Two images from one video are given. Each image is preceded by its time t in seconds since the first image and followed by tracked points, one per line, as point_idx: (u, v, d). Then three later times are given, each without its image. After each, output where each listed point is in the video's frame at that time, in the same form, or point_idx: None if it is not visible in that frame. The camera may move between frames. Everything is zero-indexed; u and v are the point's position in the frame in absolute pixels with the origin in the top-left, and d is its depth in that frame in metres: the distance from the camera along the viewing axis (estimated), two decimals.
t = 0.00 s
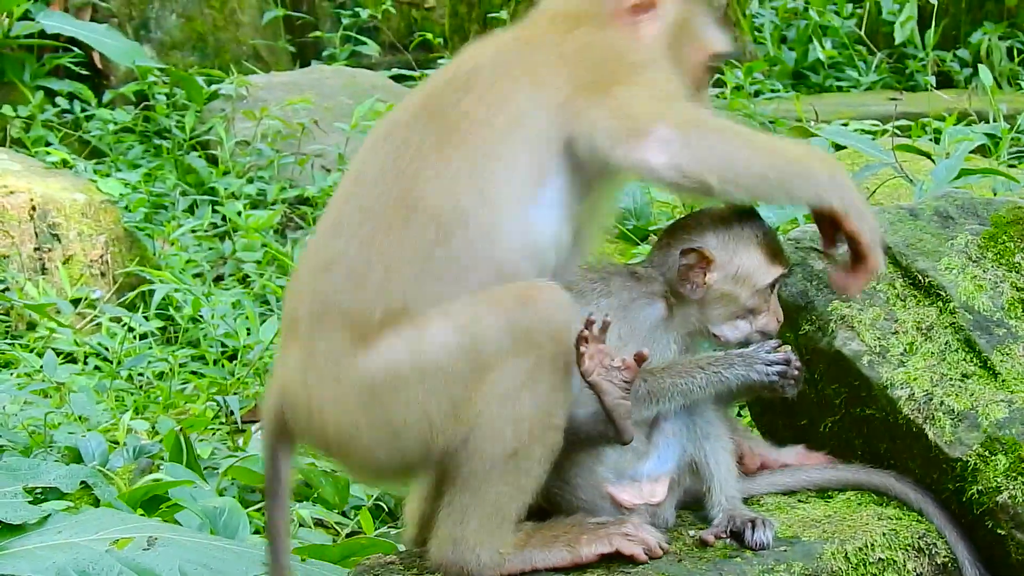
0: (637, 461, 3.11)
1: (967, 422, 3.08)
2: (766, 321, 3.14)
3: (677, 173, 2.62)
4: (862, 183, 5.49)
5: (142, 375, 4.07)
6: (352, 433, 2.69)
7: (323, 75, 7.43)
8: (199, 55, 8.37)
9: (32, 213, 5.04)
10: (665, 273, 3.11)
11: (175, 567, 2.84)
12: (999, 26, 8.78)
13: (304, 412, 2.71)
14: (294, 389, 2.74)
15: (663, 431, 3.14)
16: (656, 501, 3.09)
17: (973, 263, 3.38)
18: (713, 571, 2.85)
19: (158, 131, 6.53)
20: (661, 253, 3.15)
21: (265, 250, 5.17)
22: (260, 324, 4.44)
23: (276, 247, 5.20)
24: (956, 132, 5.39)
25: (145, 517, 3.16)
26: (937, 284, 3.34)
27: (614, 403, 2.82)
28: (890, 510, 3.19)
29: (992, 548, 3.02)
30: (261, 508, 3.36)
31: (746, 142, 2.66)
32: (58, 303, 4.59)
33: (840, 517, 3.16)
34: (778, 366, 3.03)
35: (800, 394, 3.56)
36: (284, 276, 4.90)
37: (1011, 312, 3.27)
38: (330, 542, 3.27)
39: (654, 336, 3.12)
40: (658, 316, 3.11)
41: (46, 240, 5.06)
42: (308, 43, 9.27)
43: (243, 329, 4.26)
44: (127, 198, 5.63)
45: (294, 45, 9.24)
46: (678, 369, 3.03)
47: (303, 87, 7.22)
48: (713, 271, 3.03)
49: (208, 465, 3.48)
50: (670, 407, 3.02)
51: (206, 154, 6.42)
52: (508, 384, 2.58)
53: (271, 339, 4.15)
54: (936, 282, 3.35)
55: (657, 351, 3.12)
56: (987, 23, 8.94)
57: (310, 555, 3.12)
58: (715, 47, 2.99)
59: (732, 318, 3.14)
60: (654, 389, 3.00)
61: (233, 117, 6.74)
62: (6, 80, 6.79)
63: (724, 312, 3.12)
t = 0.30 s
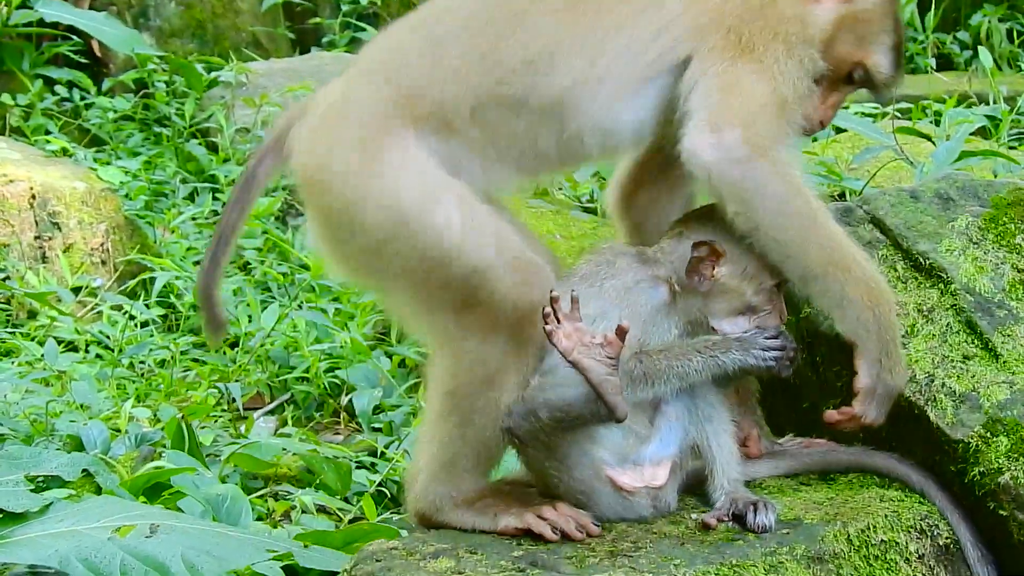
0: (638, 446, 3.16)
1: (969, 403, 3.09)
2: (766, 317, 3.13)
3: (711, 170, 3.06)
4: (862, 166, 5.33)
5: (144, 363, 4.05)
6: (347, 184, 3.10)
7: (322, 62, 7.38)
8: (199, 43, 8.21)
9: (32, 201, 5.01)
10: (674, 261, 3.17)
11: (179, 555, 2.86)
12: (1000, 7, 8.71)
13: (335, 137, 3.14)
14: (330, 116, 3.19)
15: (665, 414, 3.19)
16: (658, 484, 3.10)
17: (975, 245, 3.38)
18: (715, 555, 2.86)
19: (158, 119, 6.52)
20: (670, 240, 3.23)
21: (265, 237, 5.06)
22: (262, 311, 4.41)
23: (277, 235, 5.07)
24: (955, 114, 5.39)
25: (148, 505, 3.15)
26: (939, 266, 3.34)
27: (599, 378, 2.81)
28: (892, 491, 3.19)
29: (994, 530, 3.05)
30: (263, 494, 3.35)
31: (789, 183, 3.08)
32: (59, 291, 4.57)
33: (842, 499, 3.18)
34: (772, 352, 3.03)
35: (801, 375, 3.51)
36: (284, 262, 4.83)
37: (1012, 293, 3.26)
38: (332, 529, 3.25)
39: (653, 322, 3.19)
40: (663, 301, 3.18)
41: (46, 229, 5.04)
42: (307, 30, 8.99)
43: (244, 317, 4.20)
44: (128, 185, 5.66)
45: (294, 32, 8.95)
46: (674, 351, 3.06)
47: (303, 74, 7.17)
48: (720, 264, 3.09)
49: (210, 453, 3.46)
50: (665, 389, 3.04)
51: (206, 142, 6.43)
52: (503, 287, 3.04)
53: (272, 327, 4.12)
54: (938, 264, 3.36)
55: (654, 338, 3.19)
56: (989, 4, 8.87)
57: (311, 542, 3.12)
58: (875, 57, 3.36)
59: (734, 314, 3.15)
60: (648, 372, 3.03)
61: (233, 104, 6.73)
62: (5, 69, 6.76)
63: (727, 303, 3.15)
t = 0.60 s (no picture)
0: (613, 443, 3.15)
1: (941, 401, 3.11)
2: (739, 317, 3.21)
3: (678, 149, 3.16)
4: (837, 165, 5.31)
5: (116, 360, 4.01)
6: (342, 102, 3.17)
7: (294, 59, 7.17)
8: (174, 39, 7.78)
9: (5, 197, 4.98)
10: (650, 258, 3.21)
11: (151, 554, 2.84)
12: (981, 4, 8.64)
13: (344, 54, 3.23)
14: (342, 35, 3.27)
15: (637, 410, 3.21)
16: (630, 483, 3.09)
17: (947, 243, 3.41)
18: (687, 553, 2.87)
19: (132, 116, 6.50)
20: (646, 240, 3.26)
21: (241, 234, 4.99)
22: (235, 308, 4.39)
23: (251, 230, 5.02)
24: (929, 113, 5.40)
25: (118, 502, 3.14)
26: (912, 264, 3.36)
27: (600, 416, 2.88)
28: (865, 489, 3.21)
29: (967, 529, 3.01)
30: (235, 491, 3.34)
31: (763, 169, 3.15)
32: (31, 287, 4.59)
33: (814, 497, 3.19)
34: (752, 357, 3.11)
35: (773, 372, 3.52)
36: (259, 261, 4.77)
37: (984, 291, 3.29)
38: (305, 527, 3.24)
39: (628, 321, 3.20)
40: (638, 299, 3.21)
41: (18, 225, 5.00)
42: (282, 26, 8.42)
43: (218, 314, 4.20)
44: (101, 181, 5.64)
45: (269, 28, 8.39)
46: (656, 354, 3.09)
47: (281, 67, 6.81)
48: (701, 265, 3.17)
49: (182, 450, 3.44)
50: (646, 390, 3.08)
51: (180, 139, 6.36)
52: (449, 251, 3.08)
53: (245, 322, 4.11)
54: (910, 262, 3.37)
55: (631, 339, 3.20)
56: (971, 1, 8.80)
57: (283, 539, 3.12)
58: (895, 77, 3.47)
59: (709, 309, 3.21)
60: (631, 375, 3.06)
61: (207, 101, 6.58)
62: None
63: (703, 301, 3.21)
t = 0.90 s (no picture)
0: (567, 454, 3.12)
1: (897, 409, 3.13)
2: (691, 324, 3.00)
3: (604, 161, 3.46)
4: (793, 172, 5.32)
5: (73, 366, 3.99)
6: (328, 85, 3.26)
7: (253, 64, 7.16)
8: (131, 45, 7.82)
9: None
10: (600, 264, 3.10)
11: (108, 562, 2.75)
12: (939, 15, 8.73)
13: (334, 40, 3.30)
14: (333, 21, 3.34)
15: (596, 424, 3.11)
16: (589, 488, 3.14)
17: (903, 252, 3.37)
18: (645, 561, 2.86)
19: (90, 121, 6.43)
20: (599, 245, 3.18)
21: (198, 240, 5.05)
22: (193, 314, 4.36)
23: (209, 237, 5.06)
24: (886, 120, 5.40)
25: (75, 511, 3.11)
26: (868, 272, 3.32)
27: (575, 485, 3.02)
28: (821, 497, 3.23)
29: (924, 536, 3.09)
30: (193, 499, 3.33)
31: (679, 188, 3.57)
32: None
33: (772, 506, 3.20)
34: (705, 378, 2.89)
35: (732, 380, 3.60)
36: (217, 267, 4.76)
37: (940, 299, 3.29)
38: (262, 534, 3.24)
39: (590, 334, 2.99)
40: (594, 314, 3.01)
41: None
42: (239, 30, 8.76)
43: (174, 320, 4.17)
44: (58, 187, 5.48)
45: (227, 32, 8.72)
46: (610, 374, 2.94)
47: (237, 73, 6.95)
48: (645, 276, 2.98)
49: (139, 457, 3.43)
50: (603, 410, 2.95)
51: (138, 144, 6.30)
52: (411, 250, 3.15)
53: (203, 329, 4.09)
54: (866, 269, 3.33)
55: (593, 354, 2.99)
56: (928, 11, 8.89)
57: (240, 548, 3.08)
58: (819, 99, 3.21)
59: (656, 316, 3.01)
60: (583, 396, 2.94)
61: (166, 107, 6.59)
62: None
63: (649, 308, 3.01)
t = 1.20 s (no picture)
0: (540, 473, 3.09)
1: (870, 429, 3.11)
2: (656, 342, 2.99)
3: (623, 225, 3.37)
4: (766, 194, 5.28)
5: (45, 384, 4.00)
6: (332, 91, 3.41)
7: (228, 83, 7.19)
8: (104, 63, 8.11)
9: None
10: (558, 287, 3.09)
11: None
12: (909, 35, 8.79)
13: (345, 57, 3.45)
14: (347, 34, 3.50)
15: (568, 443, 3.10)
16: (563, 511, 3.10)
17: (876, 271, 3.41)
18: None
19: (63, 139, 6.41)
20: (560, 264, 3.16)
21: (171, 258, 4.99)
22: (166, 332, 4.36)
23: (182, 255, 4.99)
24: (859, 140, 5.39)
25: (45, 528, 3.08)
26: (840, 291, 3.37)
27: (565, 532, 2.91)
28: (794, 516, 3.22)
29: (895, 554, 3.05)
30: (164, 516, 3.34)
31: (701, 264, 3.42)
32: None
33: (743, 526, 3.12)
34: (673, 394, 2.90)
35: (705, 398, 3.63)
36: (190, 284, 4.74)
37: (912, 319, 3.29)
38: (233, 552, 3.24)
39: (552, 353, 3.02)
40: (558, 331, 3.03)
41: None
42: (212, 51, 9.24)
43: (146, 338, 4.17)
44: (31, 206, 5.47)
45: (200, 53, 9.19)
46: (573, 391, 2.96)
47: (210, 95, 6.99)
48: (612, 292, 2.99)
49: (112, 474, 3.46)
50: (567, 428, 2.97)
51: (110, 163, 6.29)
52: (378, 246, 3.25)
53: (175, 346, 4.09)
54: (838, 288, 3.38)
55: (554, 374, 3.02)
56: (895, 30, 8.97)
57: (212, 565, 3.03)
58: (761, 135, 3.09)
59: (620, 331, 3.02)
60: (542, 413, 2.96)
61: (137, 125, 6.55)
62: None
63: (613, 325, 3.02)
